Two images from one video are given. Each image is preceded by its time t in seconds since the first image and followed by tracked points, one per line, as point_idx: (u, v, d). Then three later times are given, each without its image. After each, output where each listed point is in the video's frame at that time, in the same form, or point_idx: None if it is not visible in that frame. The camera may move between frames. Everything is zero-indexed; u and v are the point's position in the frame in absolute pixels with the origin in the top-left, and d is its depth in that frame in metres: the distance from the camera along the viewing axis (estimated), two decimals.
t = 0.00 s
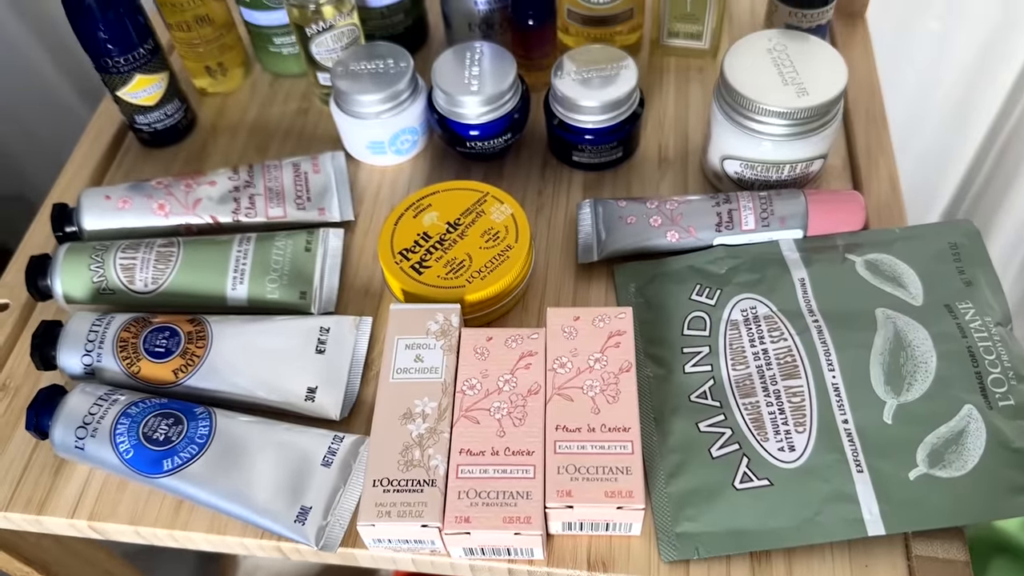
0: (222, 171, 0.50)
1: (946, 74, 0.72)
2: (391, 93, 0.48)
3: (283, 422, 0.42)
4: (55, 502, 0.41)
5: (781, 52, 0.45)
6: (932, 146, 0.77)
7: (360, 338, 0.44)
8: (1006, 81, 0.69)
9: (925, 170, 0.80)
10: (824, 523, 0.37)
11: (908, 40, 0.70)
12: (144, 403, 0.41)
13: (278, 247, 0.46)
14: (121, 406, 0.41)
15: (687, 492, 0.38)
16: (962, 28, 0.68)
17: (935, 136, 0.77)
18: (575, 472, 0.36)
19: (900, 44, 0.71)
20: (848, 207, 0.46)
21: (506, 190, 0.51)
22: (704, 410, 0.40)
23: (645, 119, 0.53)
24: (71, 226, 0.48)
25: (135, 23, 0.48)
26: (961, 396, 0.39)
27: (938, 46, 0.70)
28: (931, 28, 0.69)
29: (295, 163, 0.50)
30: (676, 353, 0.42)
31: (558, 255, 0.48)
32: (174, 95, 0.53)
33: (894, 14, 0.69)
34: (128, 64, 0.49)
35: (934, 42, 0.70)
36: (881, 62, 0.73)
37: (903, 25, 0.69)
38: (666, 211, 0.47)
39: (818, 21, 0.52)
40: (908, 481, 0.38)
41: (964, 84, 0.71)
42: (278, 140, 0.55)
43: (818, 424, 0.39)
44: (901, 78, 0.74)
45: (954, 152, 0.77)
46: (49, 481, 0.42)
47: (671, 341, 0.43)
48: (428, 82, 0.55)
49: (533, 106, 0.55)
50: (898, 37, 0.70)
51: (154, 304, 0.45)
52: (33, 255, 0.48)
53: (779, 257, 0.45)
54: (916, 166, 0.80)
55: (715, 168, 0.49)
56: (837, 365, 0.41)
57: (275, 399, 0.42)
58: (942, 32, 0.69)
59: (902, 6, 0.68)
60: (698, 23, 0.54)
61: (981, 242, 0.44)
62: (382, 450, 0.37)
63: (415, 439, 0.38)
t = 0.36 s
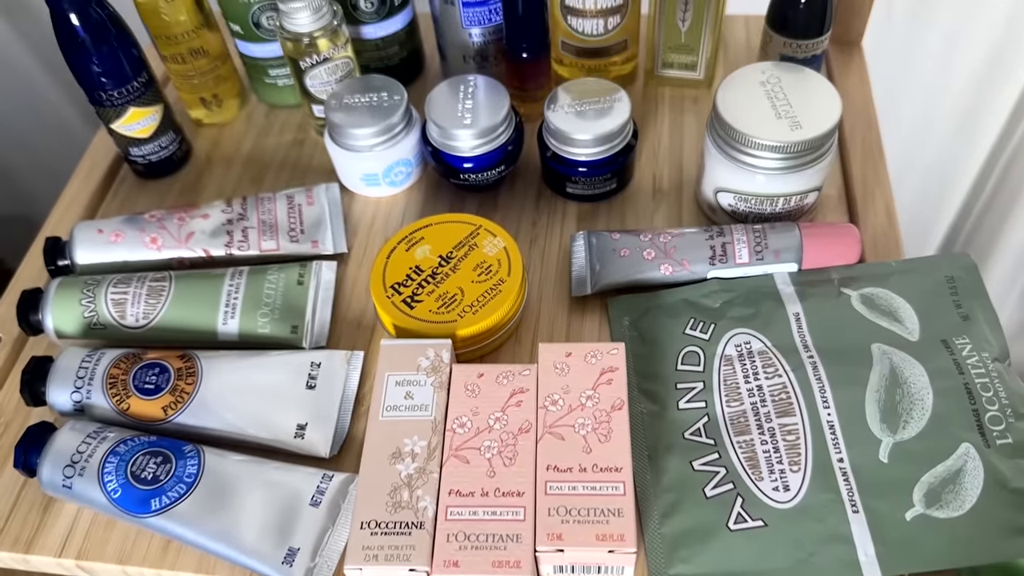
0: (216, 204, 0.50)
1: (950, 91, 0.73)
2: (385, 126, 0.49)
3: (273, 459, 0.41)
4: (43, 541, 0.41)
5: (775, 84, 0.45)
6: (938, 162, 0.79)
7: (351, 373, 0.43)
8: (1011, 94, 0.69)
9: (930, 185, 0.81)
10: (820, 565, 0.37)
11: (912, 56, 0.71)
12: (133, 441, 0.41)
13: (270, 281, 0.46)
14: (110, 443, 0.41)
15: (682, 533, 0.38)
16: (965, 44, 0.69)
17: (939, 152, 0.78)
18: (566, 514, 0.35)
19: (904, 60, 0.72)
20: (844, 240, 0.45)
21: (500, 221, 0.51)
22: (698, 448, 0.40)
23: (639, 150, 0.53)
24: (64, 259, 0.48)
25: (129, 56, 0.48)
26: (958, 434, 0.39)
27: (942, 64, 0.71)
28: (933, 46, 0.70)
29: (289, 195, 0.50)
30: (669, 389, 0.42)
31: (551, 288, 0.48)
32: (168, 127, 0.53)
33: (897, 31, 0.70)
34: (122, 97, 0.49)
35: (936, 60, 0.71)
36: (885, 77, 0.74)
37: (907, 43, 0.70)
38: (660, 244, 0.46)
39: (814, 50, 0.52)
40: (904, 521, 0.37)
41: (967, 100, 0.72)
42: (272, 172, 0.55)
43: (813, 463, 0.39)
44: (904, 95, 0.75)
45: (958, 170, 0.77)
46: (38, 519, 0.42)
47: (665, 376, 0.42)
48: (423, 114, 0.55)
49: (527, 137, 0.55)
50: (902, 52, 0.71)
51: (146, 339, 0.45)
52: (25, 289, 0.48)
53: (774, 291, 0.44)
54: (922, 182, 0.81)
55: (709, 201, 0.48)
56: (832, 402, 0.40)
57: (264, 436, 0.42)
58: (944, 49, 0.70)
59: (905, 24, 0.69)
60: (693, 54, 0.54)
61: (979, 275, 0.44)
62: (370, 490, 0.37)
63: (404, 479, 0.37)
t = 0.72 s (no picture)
0: (206, 231, 0.50)
1: (949, 113, 0.72)
2: (376, 153, 0.48)
3: (259, 493, 0.41)
4: None
5: (767, 111, 0.45)
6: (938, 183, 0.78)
7: (339, 404, 0.43)
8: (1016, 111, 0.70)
9: (933, 205, 0.81)
10: None
11: (909, 81, 0.71)
12: (116, 474, 0.40)
13: (258, 310, 0.45)
14: (93, 476, 0.40)
15: (673, 570, 0.37)
16: (963, 67, 0.68)
17: (938, 173, 0.77)
18: (554, 552, 0.35)
19: (901, 85, 0.71)
20: (838, 268, 0.45)
21: (492, 249, 0.51)
22: (691, 482, 0.39)
23: (632, 176, 0.53)
24: (51, 287, 0.47)
25: (119, 83, 0.48)
26: (956, 468, 0.38)
27: (940, 87, 0.70)
28: (930, 70, 0.69)
29: (279, 222, 0.50)
30: (662, 421, 0.41)
31: (543, 316, 0.47)
32: (159, 153, 0.53)
33: (893, 57, 0.69)
34: (111, 124, 0.49)
35: (933, 83, 0.70)
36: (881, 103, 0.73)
37: (904, 68, 0.70)
38: (653, 271, 0.46)
39: (809, 76, 0.51)
40: (901, 557, 0.36)
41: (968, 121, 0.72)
42: (264, 199, 0.55)
43: (808, 497, 0.38)
44: (902, 120, 0.74)
45: (961, 186, 0.77)
46: (20, 553, 0.41)
47: (658, 407, 0.42)
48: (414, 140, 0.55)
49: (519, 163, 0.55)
50: (898, 77, 0.71)
51: (132, 369, 0.45)
52: (12, 318, 0.48)
53: (768, 320, 0.44)
54: (923, 203, 0.81)
55: (702, 228, 0.48)
56: (827, 435, 0.39)
57: (250, 469, 0.41)
58: (941, 73, 0.69)
59: (901, 49, 0.68)
60: (686, 80, 0.54)
61: (977, 303, 0.43)
62: (355, 527, 0.36)
63: (389, 515, 0.36)
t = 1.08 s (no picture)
0: (200, 258, 0.50)
1: (946, 137, 0.73)
2: (369, 180, 0.48)
3: (248, 523, 0.40)
4: None
5: (759, 139, 0.45)
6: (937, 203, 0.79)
7: (330, 433, 0.42)
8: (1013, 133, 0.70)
9: (932, 226, 0.81)
10: None
11: (906, 106, 0.71)
12: (104, 504, 0.40)
13: (250, 337, 0.45)
14: (81, 506, 0.40)
15: None
16: (959, 91, 0.69)
17: (937, 196, 0.78)
18: None
19: (898, 110, 0.71)
20: (832, 296, 0.44)
21: (486, 275, 0.51)
22: (684, 513, 0.39)
23: (626, 202, 0.53)
24: (44, 314, 0.47)
25: (114, 111, 0.49)
26: (951, 499, 0.38)
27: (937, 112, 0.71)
28: (926, 96, 0.70)
29: (273, 249, 0.50)
30: (655, 450, 0.41)
31: (537, 343, 0.47)
32: (154, 181, 0.53)
33: (890, 84, 0.70)
34: (106, 151, 0.49)
35: (930, 108, 0.71)
36: (879, 127, 0.73)
37: (900, 93, 0.70)
38: (646, 298, 0.45)
39: (802, 103, 0.52)
40: None
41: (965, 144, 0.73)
42: (258, 225, 0.55)
43: (801, 529, 0.37)
44: (900, 143, 0.74)
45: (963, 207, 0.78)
46: None
47: (651, 436, 0.41)
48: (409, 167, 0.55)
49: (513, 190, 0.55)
50: (895, 102, 0.71)
51: (123, 397, 0.45)
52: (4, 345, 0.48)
53: (761, 348, 0.43)
54: (923, 224, 0.81)
55: (696, 255, 0.48)
56: (821, 465, 0.39)
57: (240, 499, 0.41)
58: (937, 98, 0.70)
59: (898, 75, 0.69)
60: (679, 107, 0.54)
61: (971, 331, 0.43)
62: (344, 559, 0.36)
63: (378, 548, 0.36)
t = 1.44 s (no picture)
0: (194, 289, 0.50)
1: (945, 166, 0.73)
2: (365, 212, 0.48)
3: (238, 559, 0.40)
4: None
5: (754, 172, 0.45)
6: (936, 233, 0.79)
7: (322, 467, 0.42)
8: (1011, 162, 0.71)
9: (931, 256, 0.81)
10: None
11: (904, 137, 0.71)
12: (92, 539, 0.39)
13: (242, 370, 0.45)
14: (69, 541, 0.39)
15: None
16: (957, 121, 0.69)
17: (936, 226, 0.78)
18: None
19: (896, 140, 0.72)
20: (828, 330, 0.44)
21: (481, 307, 0.50)
22: (680, 550, 0.38)
23: (622, 234, 0.53)
24: (37, 345, 0.47)
25: (110, 142, 0.49)
26: (950, 536, 0.37)
27: (935, 142, 0.71)
28: (924, 126, 0.70)
29: (268, 279, 0.50)
30: (651, 486, 0.40)
31: (531, 375, 0.46)
32: (150, 212, 0.53)
33: (888, 114, 0.70)
34: (102, 182, 0.50)
35: (927, 139, 0.71)
36: (878, 157, 0.74)
37: (898, 123, 0.70)
38: (642, 331, 0.45)
39: (798, 134, 0.52)
40: None
41: (963, 173, 0.73)
42: (254, 256, 0.55)
43: (799, 567, 0.37)
44: (899, 173, 0.74)
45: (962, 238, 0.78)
46: None
47: (646, 472, 0.41)
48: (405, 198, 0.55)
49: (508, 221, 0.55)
50: (894, 132, 0.71)
51: (114, 430, 0.44)
52: None
53: (757, 381, 0.43)
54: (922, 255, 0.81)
55: (691, 286, 0.48)
56: (818, 501, 0.39)
57: (230, 534, 0.40)
58: (935, 128, 0.70)
59: (895, 105, 0.69)
60: (674, 139, 0.55)
61: (969, 364, 0.43)
62: None
63: None
